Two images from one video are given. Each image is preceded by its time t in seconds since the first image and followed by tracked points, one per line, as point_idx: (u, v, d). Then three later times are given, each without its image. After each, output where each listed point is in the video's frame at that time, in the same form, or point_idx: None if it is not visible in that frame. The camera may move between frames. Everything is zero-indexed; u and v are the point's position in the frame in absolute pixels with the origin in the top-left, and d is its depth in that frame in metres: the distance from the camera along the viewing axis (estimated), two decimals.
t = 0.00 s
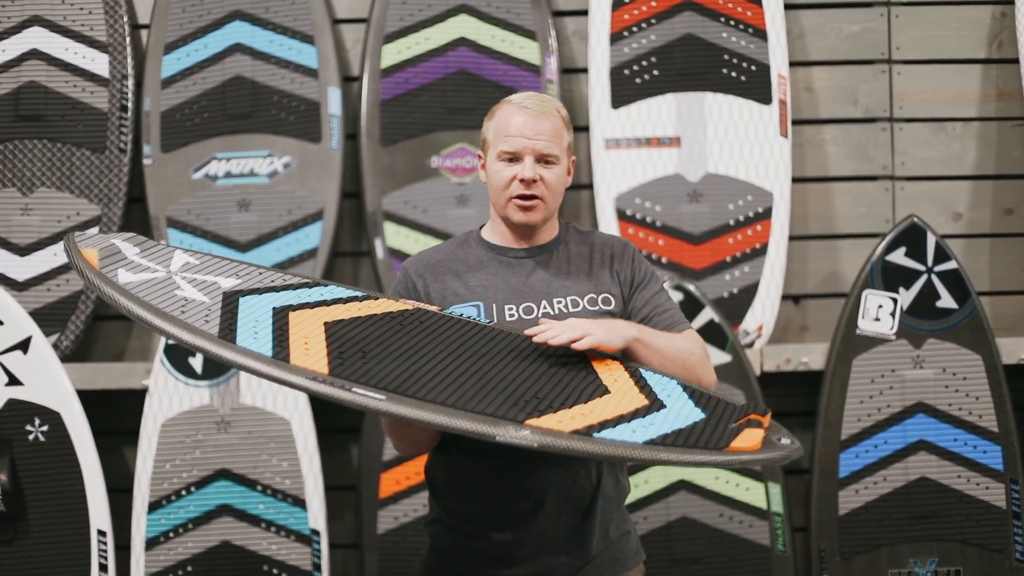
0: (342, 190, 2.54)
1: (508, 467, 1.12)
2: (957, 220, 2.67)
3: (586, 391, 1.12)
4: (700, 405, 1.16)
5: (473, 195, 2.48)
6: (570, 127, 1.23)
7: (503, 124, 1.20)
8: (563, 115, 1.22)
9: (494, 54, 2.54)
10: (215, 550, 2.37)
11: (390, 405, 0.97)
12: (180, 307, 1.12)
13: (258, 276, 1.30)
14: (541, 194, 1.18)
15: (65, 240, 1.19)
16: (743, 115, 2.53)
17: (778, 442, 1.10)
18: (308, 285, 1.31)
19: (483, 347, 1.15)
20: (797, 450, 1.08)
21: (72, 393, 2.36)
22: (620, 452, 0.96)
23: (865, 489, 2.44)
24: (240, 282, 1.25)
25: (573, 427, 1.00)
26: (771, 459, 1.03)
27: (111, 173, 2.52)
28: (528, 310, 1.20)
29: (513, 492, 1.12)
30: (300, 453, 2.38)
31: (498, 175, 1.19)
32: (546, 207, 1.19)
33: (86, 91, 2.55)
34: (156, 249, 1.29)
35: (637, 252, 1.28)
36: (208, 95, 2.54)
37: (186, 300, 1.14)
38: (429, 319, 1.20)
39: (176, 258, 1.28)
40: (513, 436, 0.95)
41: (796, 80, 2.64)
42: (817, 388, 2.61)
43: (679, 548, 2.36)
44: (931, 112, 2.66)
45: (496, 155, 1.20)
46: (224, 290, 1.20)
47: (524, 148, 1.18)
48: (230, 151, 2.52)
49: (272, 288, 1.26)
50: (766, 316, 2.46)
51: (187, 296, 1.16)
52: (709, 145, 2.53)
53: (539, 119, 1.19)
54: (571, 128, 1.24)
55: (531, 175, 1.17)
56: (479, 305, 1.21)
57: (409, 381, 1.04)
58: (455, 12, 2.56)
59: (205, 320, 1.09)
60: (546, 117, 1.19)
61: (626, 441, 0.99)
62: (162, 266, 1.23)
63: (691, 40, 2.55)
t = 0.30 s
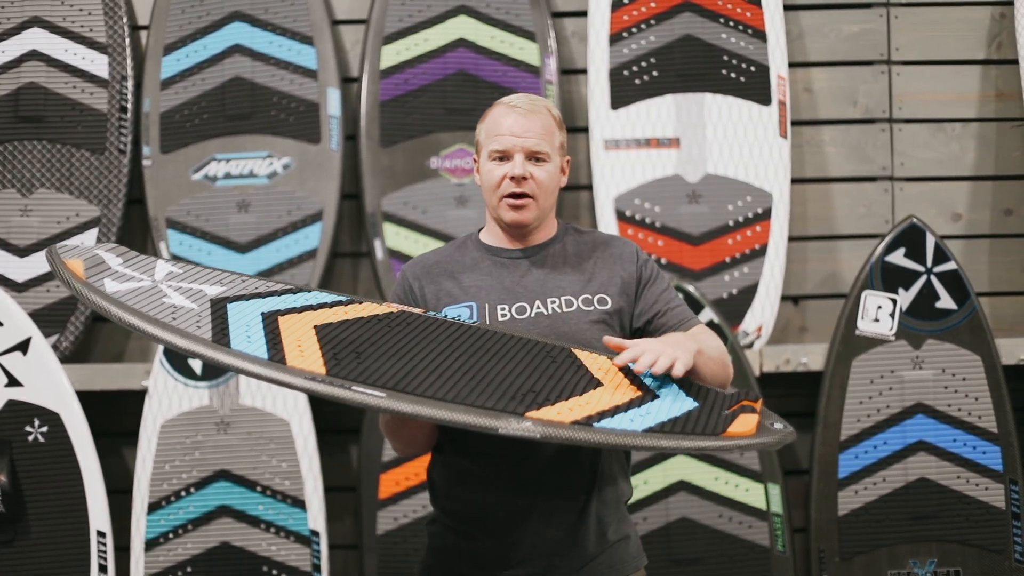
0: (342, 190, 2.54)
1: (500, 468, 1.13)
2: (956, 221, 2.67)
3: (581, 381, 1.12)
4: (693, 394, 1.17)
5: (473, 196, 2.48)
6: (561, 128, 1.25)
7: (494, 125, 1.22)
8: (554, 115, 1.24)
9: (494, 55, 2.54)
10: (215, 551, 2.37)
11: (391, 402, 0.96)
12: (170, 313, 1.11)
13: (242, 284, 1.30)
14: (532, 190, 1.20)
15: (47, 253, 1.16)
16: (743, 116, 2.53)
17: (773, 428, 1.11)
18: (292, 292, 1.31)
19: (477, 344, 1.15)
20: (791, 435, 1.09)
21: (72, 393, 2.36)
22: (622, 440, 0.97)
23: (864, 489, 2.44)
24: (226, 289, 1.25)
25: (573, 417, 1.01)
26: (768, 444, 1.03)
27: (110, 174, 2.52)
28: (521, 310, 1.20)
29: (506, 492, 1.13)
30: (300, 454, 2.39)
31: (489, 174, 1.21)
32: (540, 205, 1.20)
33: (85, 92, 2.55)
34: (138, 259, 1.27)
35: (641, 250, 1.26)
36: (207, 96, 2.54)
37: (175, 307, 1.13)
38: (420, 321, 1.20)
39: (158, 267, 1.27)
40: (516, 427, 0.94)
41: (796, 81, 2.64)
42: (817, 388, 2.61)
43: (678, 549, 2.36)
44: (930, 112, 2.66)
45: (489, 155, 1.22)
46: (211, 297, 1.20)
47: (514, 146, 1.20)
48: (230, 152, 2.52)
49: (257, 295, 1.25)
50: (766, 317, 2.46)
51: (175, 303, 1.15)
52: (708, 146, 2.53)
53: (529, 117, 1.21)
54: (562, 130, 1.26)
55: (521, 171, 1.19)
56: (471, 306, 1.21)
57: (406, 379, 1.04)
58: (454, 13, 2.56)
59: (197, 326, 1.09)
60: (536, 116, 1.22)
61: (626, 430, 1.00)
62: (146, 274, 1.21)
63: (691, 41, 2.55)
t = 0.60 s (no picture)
0: (342, 190, 2.54)
1: (498, 468, 1.13)
2: (956, 221, 2.67)
3: (579, 366, 1.10)
4: (690, 375, 1.14)
5: (473, 196, 2.48)
6: (562, 127, 1.25)
7: (494, 124, 1.22)
8: (555, 115, 1.24)
9: (494, 55, 2.54)
10: (215, 551, 2.37)
11: (393, 389, 0.93)
12: (166, 309, 1.08)
13: (234, 281, 1.28)
14: (531, 189, 1.19)
15: (37, 252, 1.13)
16: (743, 116, 2.53)
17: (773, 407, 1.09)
18: (285, 288, 1.29)
19: (474, 333, 1.13)
20: (792, 416, 1.08)
21: (72, 393, 2.36)
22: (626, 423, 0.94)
23: (864, 489, 2.44)
24: (218, 286, 1.23)
25: (575, 403, 0.99)
26: (771, 424, 1.02)
27: (110, 174, 2.52)
28: (519, 310, 1.20)
29: (504, 492, 1.13)
30: (300, 454, 2.39)
31: (489, 172, 1.21)
32: (539, 203, 1.20)
33: (85, 92, 2.55)
34: (130, 258, 1.25)
35: (641, 250, 1.25)
36: (207, 96, 2.54)
37: (171, 303, 1.11)
38: (414, 315, 1.18)
39: (150, 266, 1.25)
40: (519, 412, 0.92)
41: (796, 81, 2.64)
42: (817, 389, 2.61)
43: (678, 549, 2.36)
44: (930, 112, 2.66)
45: (489, 153, 1.22)
46: (205, 294, 1.18)
47: (514, 144, 1.20)
48: (230, 152, 2.52)
49: (250, 291, 1.23)
50: (766, 317, 2.46)
51: (170, 300, 1.12)
52: (708, 146, 2.53)
53: (530, 117, 1.21)
54: (563, 129, 1.26)
55: (521, 169, 1.18)
56: (470, 305, 1.21)
57: (405, 367, 1.01)
58: (454, 13, 2.56)
59: (194, 320, 1.06)
60: (536, 115, 1.22)
61: (628, 414, 0.98)
62: (139, 273, 1.19)
63: (691, 41, 2.56)
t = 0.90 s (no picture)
0: (342, 190, 2.54)
1: (494, 469, 1.13)
2: (956, 220, 2.67)
3: (586, 333, 1.08)
4: (697, 337, 1.14)
5: (473, 195, 2.48)
6: (564, 128, 1.26)
7: (497, 124, 1.22)
8: (557, 115, 1.24)
9: (494, 54, 2.54)
10: (215, 551, 2.37)
11: (397, 366, 0.92)
12: (170, 289, 1.06)
13: (239, 250, 1.25)
14: (535, 189, 1.19)
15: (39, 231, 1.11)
16: (743, 116, 2.53)
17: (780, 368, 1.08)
18: (290, 254, 1.27)
19: (479, 304, 1.11)
20: (800, 376, 1.07)
21: (72, 393, 2.36)
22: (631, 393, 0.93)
23: (864, 489, 2.44)
24: (224, 258, 1.20)
25: (581, 372, 0.97)
26: (778, 386, 1.00)
27: (110, 173, 2.52)
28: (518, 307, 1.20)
29: (500, 493, 1.13)
30: (300, 454, 2.39)
31: (492, 172, 1.20)
32: (542, 204, 1.20)
33: (86, 92, 2.55)
34: (134, 231, 1.22)
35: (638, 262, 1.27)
36: (207, 96, 2.54)
37: (173, 281, 1.09)
38: (418, 284, 1.16)
39: (153, 238, 1.22)
40: (524, 387, 0.91)
41: (796, 81, 2.64)
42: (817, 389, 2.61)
43: (677, 549, 2.36)
44: (930, 112, 2.66)
45: (492, 152, 1.22)
46: (209, 267, 1.15)
47: (518, 145, 1.20)
48: (230, 152, 2.52)
49: (254, 260, 1.21)
50: (766, 316, 2.46)
51: (173, 277, 1.10)
52: (708, 145, 2.53)
53: (532, 118, 1.21)
54: (565, 131, 1.26)
55: (524, 170, 1.18)
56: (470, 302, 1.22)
57: (409, 340, 1.00)
58: (454, 13, 2.56)
59: (198, 299, 1.04)
60: (539, 116, 1.22)
61: (633, 382, 0.97)
62: (142, 247, 1.17)
63: (691, 41, 2.56)
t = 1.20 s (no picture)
0: (342, 190, 2.53)
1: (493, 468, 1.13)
2: (956, 220, 2.67)
3: (579, 317, 1.05)
4: (693, 326, 1.12)
5: (473, 195, 2.48)
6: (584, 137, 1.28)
7: (520, 125, 1.23)
8: (578, 120, 1.25)
9: (494, 54, 2.54)
10: (215, 551, 2.37)
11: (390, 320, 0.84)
12: (154, 254, 0.97)
13: (227, 242, 1.19)
14: (556, 194, 1.21)
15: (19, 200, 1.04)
16: (743, 116, 2.53)
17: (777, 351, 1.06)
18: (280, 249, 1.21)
19: (473, 290, 1.06)
20: (797, 358, 1.05)
21: (72, 393, 2.36)
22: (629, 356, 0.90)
23: (864, 489, 2.44)
24: (213, 245, 1.14)
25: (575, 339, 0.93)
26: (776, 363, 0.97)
27: (110, 173, 2.52)
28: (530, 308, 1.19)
29: (497, 492, 1.13)
30: (300, 454, 2.39)
31: (513, 174, 1.21)
32: (561, 208, 1.22)
33: (86, 92, 2.55)
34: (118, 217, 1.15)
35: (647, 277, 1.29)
36: (207, 96, 2.53)
37: (160, 251, 1.00)
38: (409, 273, 1.11)
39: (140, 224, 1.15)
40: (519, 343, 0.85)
41: (796, 81, 2.64)
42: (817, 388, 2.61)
43: (677, 549, 2.36)
44: (930, 112, 2.66)
45: (515, 153, 1.23)
46: (198, 248, 1.08)
47: (541, 149, 1.21)
48: (230, 152, 2.52)
49: (244, 250, 1.15)
50: (766, 316, 2.46)
51: (159, 248, 1.02)
52: (708, 145, 2.53)
53: (556, 122, 1.22)
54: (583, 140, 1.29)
55: (547, 175, 1.19)
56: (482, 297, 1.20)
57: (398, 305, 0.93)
58: (454, 13, 2.56)
59: (183, 262, 0.95)
60: (562, 120, 1.23)
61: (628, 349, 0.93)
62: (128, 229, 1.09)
63: (691, 41, 2.55)
